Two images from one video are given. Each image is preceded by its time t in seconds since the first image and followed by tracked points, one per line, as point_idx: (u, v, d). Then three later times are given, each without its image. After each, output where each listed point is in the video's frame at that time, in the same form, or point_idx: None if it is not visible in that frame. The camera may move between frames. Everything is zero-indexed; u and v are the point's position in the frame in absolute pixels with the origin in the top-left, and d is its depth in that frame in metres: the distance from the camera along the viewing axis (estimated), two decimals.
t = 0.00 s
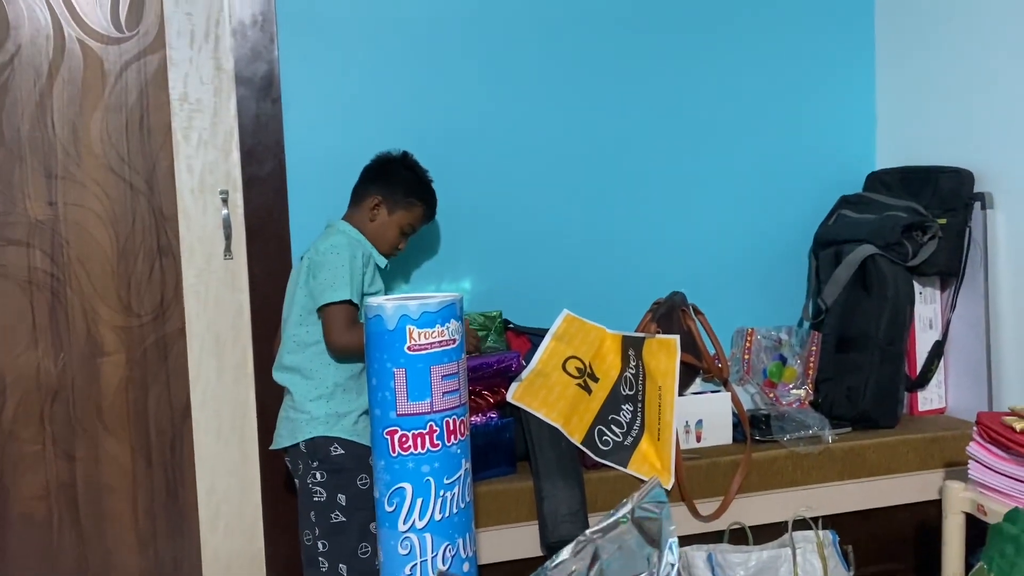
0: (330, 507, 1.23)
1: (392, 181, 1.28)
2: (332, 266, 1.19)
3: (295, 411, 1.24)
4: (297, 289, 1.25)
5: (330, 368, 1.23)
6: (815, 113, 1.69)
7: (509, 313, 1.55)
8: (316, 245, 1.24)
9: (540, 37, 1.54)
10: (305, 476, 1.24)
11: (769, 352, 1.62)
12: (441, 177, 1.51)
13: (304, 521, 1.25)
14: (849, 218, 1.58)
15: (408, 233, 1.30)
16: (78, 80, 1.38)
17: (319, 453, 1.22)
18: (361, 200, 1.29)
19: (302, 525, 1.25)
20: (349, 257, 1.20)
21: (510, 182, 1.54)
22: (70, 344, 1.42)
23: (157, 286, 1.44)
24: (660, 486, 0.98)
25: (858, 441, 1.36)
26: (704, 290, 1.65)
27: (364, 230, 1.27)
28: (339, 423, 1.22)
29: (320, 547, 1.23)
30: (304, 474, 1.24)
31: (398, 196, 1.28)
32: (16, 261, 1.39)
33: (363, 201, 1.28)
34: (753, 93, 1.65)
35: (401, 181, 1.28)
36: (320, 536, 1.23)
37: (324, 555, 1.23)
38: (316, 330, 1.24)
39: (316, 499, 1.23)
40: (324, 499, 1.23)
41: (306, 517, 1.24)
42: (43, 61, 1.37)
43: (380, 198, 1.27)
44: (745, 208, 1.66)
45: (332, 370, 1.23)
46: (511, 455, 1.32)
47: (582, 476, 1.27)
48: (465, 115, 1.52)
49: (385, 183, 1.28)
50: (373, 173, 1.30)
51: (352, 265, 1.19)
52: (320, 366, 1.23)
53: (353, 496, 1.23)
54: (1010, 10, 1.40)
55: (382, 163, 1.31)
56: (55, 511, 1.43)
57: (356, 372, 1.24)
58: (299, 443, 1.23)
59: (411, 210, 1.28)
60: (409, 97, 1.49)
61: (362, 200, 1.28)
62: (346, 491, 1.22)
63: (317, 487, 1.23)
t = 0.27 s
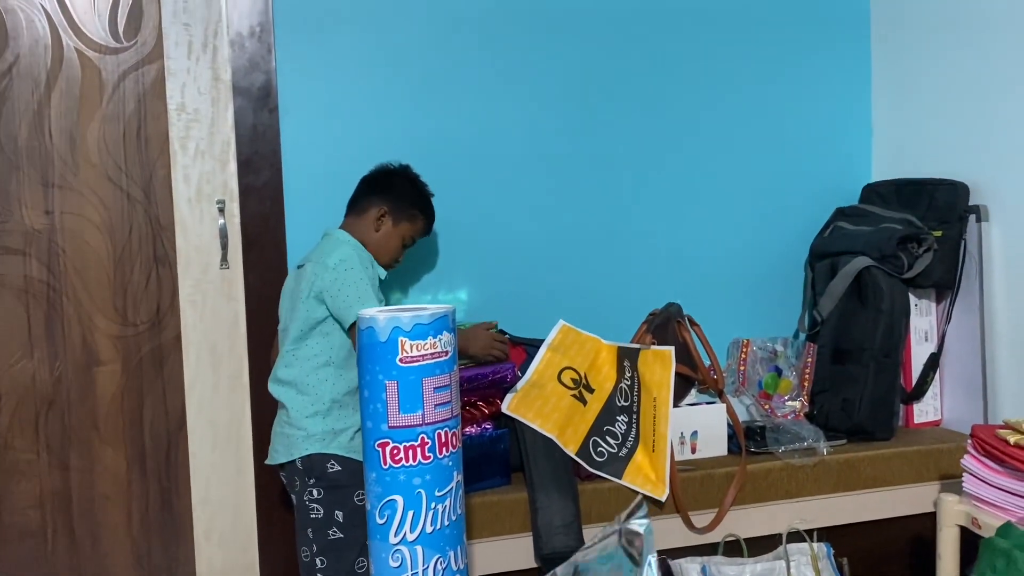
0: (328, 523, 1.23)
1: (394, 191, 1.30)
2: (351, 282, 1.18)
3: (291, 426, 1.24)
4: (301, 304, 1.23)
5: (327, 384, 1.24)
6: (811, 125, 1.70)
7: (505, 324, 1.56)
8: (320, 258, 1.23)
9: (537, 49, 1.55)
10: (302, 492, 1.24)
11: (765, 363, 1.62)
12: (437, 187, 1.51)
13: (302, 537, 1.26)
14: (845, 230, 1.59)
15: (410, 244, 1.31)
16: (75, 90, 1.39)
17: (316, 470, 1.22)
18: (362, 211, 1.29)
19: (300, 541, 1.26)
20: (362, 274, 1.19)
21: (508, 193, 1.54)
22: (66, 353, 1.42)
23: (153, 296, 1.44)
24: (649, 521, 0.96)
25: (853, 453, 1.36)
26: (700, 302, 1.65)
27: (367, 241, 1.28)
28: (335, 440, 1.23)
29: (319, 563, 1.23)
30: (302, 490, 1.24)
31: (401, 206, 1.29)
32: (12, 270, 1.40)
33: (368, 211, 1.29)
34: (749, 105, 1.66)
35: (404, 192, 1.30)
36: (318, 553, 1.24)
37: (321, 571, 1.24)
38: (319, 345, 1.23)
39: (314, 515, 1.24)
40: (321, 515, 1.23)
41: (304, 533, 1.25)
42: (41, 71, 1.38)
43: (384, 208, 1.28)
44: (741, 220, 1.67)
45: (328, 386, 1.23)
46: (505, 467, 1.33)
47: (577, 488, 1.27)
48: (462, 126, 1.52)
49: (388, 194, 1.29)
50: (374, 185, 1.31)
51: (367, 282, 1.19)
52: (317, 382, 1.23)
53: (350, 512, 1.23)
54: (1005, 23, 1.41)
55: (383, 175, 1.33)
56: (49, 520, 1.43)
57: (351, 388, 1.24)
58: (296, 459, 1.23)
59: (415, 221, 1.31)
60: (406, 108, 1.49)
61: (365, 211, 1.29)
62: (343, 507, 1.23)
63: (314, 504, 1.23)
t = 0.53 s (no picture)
0: (330, 530, 1.23)
1: (393, 195, 1.30)
2: (361, 285, 1.19)
3: (294, 432, 1.24)
4: (306, 311, 1.21)
5: (331, 390, 1.23)
6: (813, 132, 1.69)
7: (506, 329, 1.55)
8: (325, 263, 1.22)
9: (539, 55, 1.55)
10: (304, 499, 1.24)
11: (766, 370, 1.62)
12: (439, 192, 1.51)
13: (303, 544, 1.25)
14: (847, 237, 1.58)
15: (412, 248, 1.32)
16: (78, 94, 1.39)
17: (320, 476, 1.22)
18: (363, 215, 1.30)
19: (301, 548, 1.26)
20: (371, 276, 1.21)
21: (509, 199, 1.54)
22: (67, 356, 1.42)
23: (154, 300, 1.44)
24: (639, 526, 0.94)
25: (854, 461, 1.35)
26: (702, 308, 1.65)
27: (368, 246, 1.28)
28: (340, 446, 1.22)
29: (320, 569, 1.23)
30: (304, 496, 1.24)
31: (402, 210, 1.30)
32: (13, 273, 1.40)
33: (368, 216, 1.29)
34: (752, 111, 1.66)
35: (404, 196, 1.30)
36: (321, 559, 1.23)
37: None
38: (325, 349, 1.22)
39: (317, 522, 1.23)
40: (323, 522, 1.23)
41: (305, 540, 1.25)
42: (44, 75, 1.38)
43: (383, 213, 1.29)
44: (743, 226, 1.66)
45: (333, 392, 1.23)
46: (505, 472, 1.32)
47: (576, 493, 1.27)
48: (464, 131, 1.52)
49: (388, 197, 1.30)
50: (373, 189, 1.32)
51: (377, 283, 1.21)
52: (321, 388, 1.23)
53: (353, 519, 1.23)
54: (1008, 31, 1.40)
55: (384, 177, 1.33)
56: (48, 524, 1.43)
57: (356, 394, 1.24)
58: (299, 465, 1.23)
59: (416, 225, 1.31)
60: (408, 113, 1.49)
61: (365, 215, 1.30)
62: (347, 515, 1.22)
63: (317, 510, 1.23)
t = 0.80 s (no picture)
0: (340, 527, 1.25)
1: (399, 195, 1.30)
2: (369, 285, 1.18)
3: (305, 431, 1.25)
4: (316, 311, 1.22)
5: (342, 389, 1.24)
6: (824, 133, 1.69)
7: (516, 329, 1.55)
8: (333, 262, 1.23)
9: (550, 54, 1.55)
10: (314, 497, 1.26)
11: (776, 371, 1.61)
12: (450, 191, 1.51)
13: (314, 541, 1.27)
14: (858, 238, 1.58)
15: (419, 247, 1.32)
16: (91, 92, 1.40)
17: (329, 474, 1.24)
18: (369, 214, 1.30)
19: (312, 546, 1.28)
20: (382, 275, 1.20)
21: (520, 198, 1.55)
22: (79, 352, 1.43)
23: (166, 297, 1.45)
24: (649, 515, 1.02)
25: (864, 463, 1.35)
26: (712, 309, 1.65)
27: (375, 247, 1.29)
28: (350, 444, 1.24)
29: (330, 566, 1.26)
30: (314, 494, 1.26)
31: (408, 211, 1.29)
32: (26, 270, 1.41)
33: (374, 215, 1.29)
34: (763, 112, 1.65)
35: (411, 196, 1.30)
36: (330, 556, 1.26)
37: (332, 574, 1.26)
38: (336, 349, 1.23)
39: (326, 519, 1.26)
40: (332, 519, 1.25)
41: (316, 537, 1.27)
42: (57, 72, 1.39)
43: (390, 213, 1.29)
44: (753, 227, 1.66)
45: (344, 391, 1.24)
46: (513, 471, 1.32)
47: (585, 493, 1.27)
48: (474, 131, 1.52)
49: (396, 197, 1.29)
50: (379, 188, 1.32)
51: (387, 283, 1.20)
52: (332, 387, 1.24)
53: (362, 517, 1.24)
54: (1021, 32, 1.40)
55: (392, 175, 1.33)
56: (60, 519, 1.44)
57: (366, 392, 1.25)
58: (310, 462, 1.24)
59: (423, 225, 1.30)
60: (419, 112, 1.50)
61: (371, 214, 1.30)
62: (356, 512, 1.24)
63: (327, 507, 1.25)
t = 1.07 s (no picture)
0: (361, 522, 1.23)
1: (409, 195, 1.29)
2: (388, 281, 1.20)
3: (324, 425, 1.25)
4: (332, 306, 1.23)
5: (360, 384, 1.24)
6: (846, 132, 1.68)
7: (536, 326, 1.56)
8: (349, 258, 1.24)
9: (572, 53, 1.55)
10: (335, 491, 1.24)
11: (797, 370, 1.61)
12: (472, 189, 1.52)
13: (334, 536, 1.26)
14: (879, 238, 1.57)
15: (433, 246, 1.32)
16: (118, 90, 1.42)
17: (349, 468, 1.22)
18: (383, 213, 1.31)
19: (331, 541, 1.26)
20: (399, 270, 1.22)
21: (541, 196, 1.55)
22: (104, 346, 1.45)
23: (190, 292, 1.46)
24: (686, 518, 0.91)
25: (886, 462, 1.35)
26: (732, 307, 1.65)
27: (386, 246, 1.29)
28: (370, 438, 1.23)
29: (352, 561, 1.24)
30: (334, 488, 1.24)
31: (418, 210, 1.29)
32: (53, 264, 1.43)
33: (385, 216, 1.30)
34: (784, 111, 1.65)
35: (421, 195, 1.29)
36: (351, 550, 1.24)
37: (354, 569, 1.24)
38: (353, 343, 1.23)
39: (346, 513, 1.24)
40: (353, 514, 1.24)
41: (336, 532, 1.26)
42: (85, 70, 1.41)
43: (402, 213, 1.29)
44: (774, 226, 1.66)
45: (362, 385, 1.24)
46: (533, 467, 1.33)
47: (605, 490, 1.28)
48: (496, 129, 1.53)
49: (408, 196, 1.29)
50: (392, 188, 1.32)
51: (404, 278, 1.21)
52: (350, 381, 1.24)
53: (383, 511, 1.24)
54: None
55: (407, 174, 1.33)
56: (85, 511, 1.46)
57: (383, 387, 1.25)
58: (329, 457, 1.23)
59: (434, 224, 1.30)
60: (440, 111, 1.51)
61: (384, 214, 1.30)
62: (376, 506, 1.23)
63: (347, 502, 1.23)
